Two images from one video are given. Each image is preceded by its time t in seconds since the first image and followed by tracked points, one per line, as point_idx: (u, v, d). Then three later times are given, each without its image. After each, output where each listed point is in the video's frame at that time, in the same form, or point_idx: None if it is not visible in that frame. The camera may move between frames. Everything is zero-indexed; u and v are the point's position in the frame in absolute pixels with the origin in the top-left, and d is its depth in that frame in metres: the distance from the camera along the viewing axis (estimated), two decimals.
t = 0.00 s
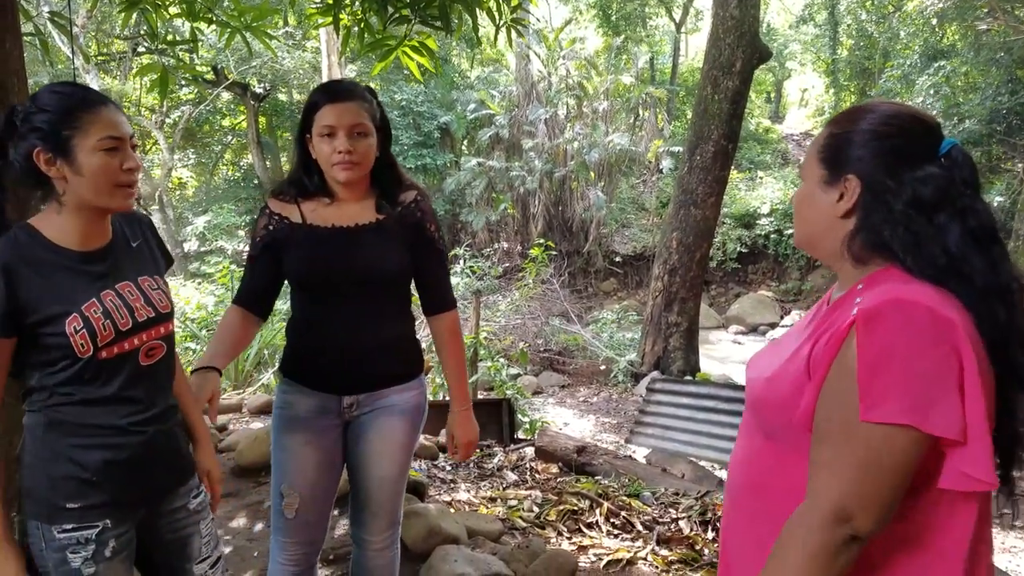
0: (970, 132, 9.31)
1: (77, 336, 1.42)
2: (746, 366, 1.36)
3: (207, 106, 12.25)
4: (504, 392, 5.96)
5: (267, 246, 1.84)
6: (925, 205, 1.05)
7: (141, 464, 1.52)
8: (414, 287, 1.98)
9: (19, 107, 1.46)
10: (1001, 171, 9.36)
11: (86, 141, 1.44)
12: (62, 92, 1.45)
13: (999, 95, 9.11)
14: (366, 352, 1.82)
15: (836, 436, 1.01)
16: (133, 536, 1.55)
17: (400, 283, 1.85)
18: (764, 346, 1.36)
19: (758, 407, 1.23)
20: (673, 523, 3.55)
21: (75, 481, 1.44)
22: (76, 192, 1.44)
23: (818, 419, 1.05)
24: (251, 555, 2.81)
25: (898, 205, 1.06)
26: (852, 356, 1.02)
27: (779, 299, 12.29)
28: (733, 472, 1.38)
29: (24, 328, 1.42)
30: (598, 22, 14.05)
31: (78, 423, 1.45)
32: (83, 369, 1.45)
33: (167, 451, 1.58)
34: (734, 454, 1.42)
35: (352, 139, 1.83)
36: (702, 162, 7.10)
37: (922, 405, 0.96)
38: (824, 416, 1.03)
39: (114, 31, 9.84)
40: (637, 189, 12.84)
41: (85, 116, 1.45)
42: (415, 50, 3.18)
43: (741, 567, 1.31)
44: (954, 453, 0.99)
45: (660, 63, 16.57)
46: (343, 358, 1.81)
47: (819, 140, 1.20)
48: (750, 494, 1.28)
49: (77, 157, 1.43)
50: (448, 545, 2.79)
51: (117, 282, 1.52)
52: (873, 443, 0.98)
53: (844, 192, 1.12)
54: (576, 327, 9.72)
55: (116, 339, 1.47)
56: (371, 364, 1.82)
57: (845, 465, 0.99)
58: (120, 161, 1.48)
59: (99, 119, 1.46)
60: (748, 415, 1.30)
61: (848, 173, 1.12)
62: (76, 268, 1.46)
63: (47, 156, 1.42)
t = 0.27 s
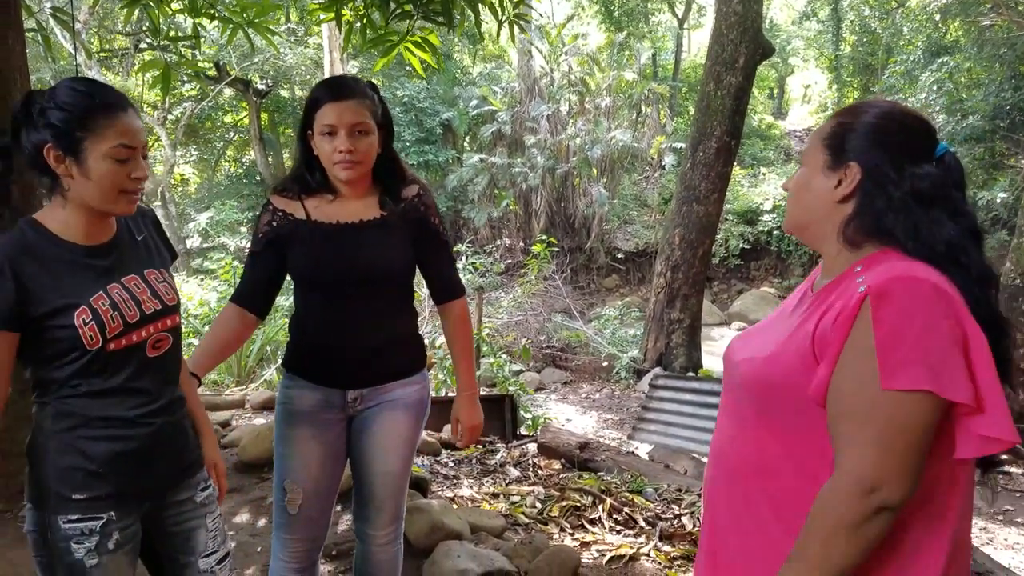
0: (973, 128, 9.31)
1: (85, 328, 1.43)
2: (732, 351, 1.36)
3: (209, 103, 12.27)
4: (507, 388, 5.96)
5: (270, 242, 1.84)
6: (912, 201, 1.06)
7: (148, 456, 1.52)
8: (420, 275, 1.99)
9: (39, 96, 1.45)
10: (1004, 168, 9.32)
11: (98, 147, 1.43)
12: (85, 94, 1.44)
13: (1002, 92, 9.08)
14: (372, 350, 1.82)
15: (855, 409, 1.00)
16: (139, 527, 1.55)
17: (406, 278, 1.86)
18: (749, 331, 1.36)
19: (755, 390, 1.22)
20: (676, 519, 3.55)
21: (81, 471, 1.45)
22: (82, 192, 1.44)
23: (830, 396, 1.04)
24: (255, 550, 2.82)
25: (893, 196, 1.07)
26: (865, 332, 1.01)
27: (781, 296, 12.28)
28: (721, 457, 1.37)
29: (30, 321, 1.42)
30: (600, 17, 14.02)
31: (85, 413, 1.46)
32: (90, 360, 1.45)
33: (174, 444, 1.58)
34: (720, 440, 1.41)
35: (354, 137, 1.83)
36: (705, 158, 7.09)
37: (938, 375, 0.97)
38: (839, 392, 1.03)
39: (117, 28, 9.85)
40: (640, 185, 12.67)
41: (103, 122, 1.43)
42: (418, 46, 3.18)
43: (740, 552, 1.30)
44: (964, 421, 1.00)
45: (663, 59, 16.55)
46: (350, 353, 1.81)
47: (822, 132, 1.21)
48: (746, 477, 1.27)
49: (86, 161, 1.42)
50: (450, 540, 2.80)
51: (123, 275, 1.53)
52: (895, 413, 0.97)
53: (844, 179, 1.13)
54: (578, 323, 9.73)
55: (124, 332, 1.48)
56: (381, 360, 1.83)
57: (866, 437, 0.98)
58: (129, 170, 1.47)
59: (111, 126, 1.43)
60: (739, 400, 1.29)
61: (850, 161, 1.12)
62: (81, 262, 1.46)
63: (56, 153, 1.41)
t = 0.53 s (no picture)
0: (977, 124, 9.34)
1: (101, 322, 1.43)
2: (725, 343, 1.41)
3: (212, 99, 12.27)
4: (509, 384, 5.96)
5: (267, 237, 1.83)
6: (879, 187, 1.20)
7: (160, 447, 1.53)
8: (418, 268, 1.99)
9: (126, 106, 1.42)
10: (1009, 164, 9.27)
11: (133, 194, 1.40)
12: (151, 133, 1.39)
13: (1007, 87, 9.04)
14: (367, 347, 1.82)
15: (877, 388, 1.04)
16: (150, 512, 1.57)
17: (403, 273, 1.86)
18: (740, 322, 1.42)
19: (761, 377, 1.27)
20: (679, 515, 3.55)
21: (95, 457, 1.46)
22: (110, 215, 1.44)
23: (847, 377, 1.09)
24: (258, 545, 2.83)
25: (864, 184, 1.21)
26: (878, 314, 1.07)
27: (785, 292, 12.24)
28: (721, 444, 1.42)
29: (53, 308, 1.42)
30: (604, 13, 13.99)
31: (102, 401, 1.47)
32: (106, 353, 1.45)
33: (188, 433, 1.59)
34: (716, 429, 1.46)
35: (353, 134, 1.84)
36: (709, 154, 7.07)
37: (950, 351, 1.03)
38: (858, 373, 1.07)
39: (120, 24, 9.85)
40: (643, 181, 12.65)
41: (150, 175, 1.39)
42: (421, 42, 3.17)
43: (749, 534, 1.34)
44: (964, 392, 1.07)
45: (666, 55, 16.51)
46: (347, 349, 1.81)
47: (782, 140, 1.31)
48: (753, 462, 1.32)
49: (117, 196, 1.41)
50: (454, 536, 2.80)
51: (148, 272, 1.52)
52: (916, 388, 1.02)
53: (825, 171, 1.23)
54: (581, 320, 9.74)
55: (140, 329, 1.47)
56: (380, 358, 1.83)
57: (889, 412, 1.03)
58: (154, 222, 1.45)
59: (150, 184, 1.40)
60: (741, 388, 1.33)
61: (829, 155, 1.23)
62: (110, 257, 1.46)
63: (98, 173, 1.40)
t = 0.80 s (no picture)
0: (986, 121, 9.30)
1: (139, 323, 1.43)
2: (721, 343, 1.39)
3: (218, 97, 12.31)
4: (516, 382, 5.96)
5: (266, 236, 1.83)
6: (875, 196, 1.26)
7: (188, 437, 1.53)
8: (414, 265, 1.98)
9: (185, 125, 1.42)
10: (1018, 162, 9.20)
11: (181, 208, 1.41)
12: (205, 153, 1.39)
13: (1015, 84, 8.98)
14: (365, 348, 1.82)
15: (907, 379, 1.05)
16: (174, 498, 1.57)
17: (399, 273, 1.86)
18: (734, 321, 1.40)
19: (768, 374, 1.26)
20: (686, 513, 3.55)
21: (125, 446, 1.47)
22: (157, 224, 1.45)
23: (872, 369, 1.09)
24: (266, 542, 2.85)
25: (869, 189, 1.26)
26: (896, 307, 1.08)
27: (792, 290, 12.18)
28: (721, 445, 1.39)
29: (94, 306, 1.42)
30: (610, 10, 13.95)
31: (139, 391, 1.47)
32: (143, 352, 1.46)
33: (215, 423, 1.59)
34: (714, 429, 1.43)
35: (349, 137, 1.82)
36: (715, 152, 7.05)
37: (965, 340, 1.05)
38: (884, 365, 1.07)
39: (128, 22, 9.89)
40: (650, 179, 12.31)
41: (200, 194, 1.40)
42: (427, 39, 3.17)
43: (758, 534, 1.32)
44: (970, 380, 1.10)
45: (673, 52, 16.47)
46: (346, 349, 1.82)
47: (782, 123, 1.30)
48: (761, 461, 1.30)
49: (164, 208, 1.41)
50: (461, 533, 2.81)
51: (188, 274, 1.51)
52: (943, 378, 1.04)
53: (845, 162, 1.26)
54: (587, 317, 9.75)
55: (176, 330, 1.48)
56: (384, 360, 1.84)
57: (917, 401, 1.04)
58: (198, 234, 1.45)
59: (198, 202, 1.40)
60: (745, 387, 1.31)
61: (849, 146, 1.26)
62: (155, 259, 1.46)
63: (147, 182, 1.41)
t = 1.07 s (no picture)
0: (996, 118, 9.22)
1: (164, 322, 1.44)
2: (728, 345, 1.37)
3: (227, 95, 12.35)
4: (523, 380, 5.95)
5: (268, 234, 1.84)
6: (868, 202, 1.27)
7: (214, 420, 1.54)
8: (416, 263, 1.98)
9: (217, 133, 1.41)
10: None
11: (212, 214, 1.41)
12: (237, 161, 1.39)
13: None
14: (366, 348, 1.83)
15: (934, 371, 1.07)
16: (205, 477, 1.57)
17: (400, 272, 1.86)
18: (735, 322, 1.38)
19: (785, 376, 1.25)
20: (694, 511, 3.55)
21: (149, 433, 1.48)
22: (187, 225, 1.45)
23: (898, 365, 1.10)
24: (274, 539, 2.85)
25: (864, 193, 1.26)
26: (917, 301, 1.09)
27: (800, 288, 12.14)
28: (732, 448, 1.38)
29: (122, 304, 1.43)
30: (618, 8, 13.93)
31: (156, 391, 1.49)
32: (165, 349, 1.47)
33: (239, 408, 1.60)
34: (722, 432, 1.42)
35: (350, 139, 1.81)
36: (723, 150, 7.02)
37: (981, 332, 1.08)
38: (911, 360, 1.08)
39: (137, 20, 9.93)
40: (657, 176, 12.54)
41: (231, 202, 1.40)
42: (434, 37, 3.16)
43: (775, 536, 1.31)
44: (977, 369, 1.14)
45: (681, 49, 16.41)
46: (347, 349, 1.82)
47: (770, 129, 1.28)
48: (776, 463, 1.30)
49: (195, 214, 1.42)
50: (468, 530, 2.82)
51: (215, 274, 1.51)
52: (966, 369, 1.07)
53: (839, 167, 1.26)
54: (595, 315, 9.75)
55: (200, 330, 1.48)
56: (385, 359, 1.85)
57: (942, 392, 1.07)
58: (228, 239, 1.46)
59: (228, 210, 1.41)
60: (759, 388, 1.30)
61: (839, 149, 1.25)
62: (183, 260, 1.47)
63: (178, 186, 1.41)
